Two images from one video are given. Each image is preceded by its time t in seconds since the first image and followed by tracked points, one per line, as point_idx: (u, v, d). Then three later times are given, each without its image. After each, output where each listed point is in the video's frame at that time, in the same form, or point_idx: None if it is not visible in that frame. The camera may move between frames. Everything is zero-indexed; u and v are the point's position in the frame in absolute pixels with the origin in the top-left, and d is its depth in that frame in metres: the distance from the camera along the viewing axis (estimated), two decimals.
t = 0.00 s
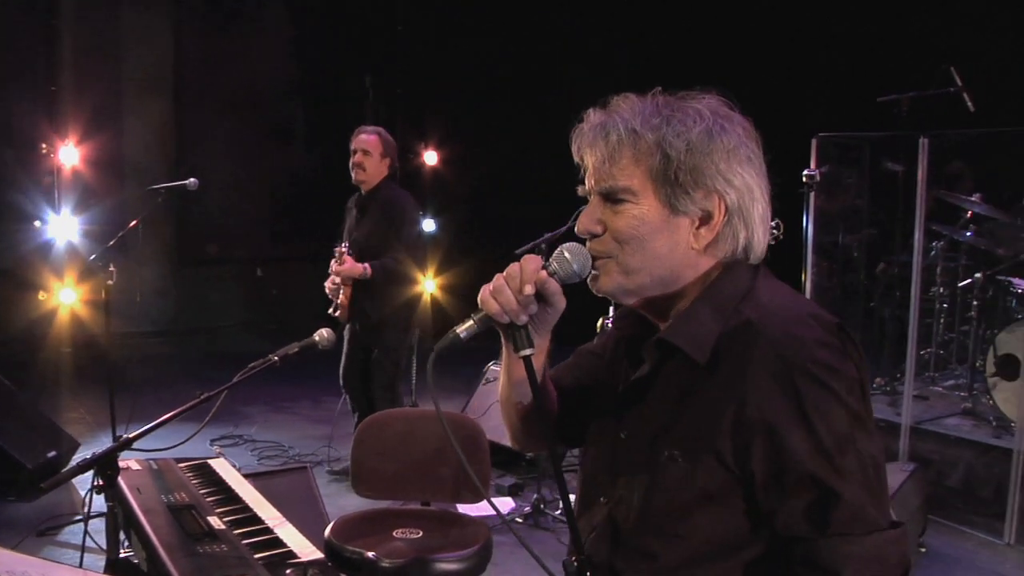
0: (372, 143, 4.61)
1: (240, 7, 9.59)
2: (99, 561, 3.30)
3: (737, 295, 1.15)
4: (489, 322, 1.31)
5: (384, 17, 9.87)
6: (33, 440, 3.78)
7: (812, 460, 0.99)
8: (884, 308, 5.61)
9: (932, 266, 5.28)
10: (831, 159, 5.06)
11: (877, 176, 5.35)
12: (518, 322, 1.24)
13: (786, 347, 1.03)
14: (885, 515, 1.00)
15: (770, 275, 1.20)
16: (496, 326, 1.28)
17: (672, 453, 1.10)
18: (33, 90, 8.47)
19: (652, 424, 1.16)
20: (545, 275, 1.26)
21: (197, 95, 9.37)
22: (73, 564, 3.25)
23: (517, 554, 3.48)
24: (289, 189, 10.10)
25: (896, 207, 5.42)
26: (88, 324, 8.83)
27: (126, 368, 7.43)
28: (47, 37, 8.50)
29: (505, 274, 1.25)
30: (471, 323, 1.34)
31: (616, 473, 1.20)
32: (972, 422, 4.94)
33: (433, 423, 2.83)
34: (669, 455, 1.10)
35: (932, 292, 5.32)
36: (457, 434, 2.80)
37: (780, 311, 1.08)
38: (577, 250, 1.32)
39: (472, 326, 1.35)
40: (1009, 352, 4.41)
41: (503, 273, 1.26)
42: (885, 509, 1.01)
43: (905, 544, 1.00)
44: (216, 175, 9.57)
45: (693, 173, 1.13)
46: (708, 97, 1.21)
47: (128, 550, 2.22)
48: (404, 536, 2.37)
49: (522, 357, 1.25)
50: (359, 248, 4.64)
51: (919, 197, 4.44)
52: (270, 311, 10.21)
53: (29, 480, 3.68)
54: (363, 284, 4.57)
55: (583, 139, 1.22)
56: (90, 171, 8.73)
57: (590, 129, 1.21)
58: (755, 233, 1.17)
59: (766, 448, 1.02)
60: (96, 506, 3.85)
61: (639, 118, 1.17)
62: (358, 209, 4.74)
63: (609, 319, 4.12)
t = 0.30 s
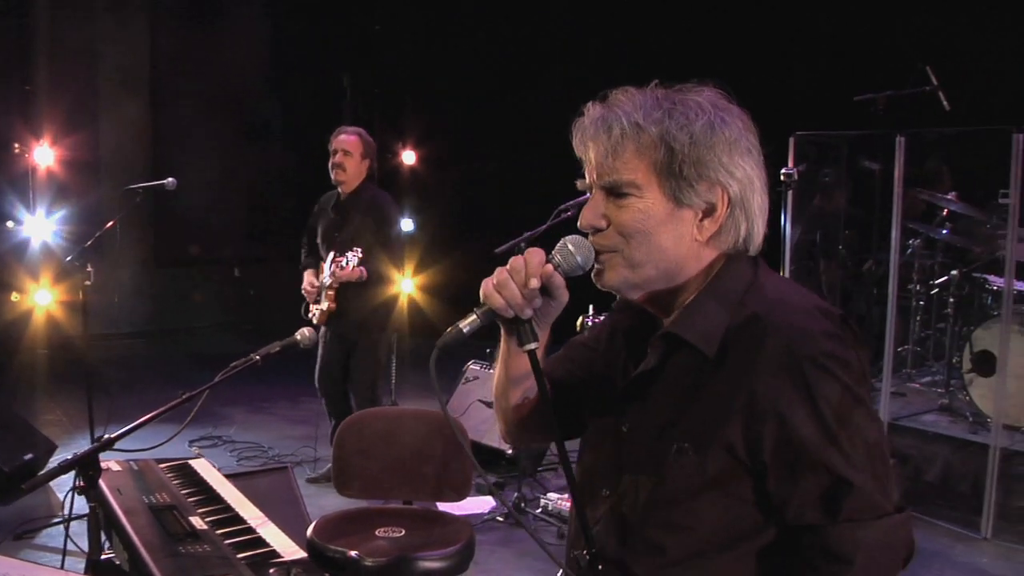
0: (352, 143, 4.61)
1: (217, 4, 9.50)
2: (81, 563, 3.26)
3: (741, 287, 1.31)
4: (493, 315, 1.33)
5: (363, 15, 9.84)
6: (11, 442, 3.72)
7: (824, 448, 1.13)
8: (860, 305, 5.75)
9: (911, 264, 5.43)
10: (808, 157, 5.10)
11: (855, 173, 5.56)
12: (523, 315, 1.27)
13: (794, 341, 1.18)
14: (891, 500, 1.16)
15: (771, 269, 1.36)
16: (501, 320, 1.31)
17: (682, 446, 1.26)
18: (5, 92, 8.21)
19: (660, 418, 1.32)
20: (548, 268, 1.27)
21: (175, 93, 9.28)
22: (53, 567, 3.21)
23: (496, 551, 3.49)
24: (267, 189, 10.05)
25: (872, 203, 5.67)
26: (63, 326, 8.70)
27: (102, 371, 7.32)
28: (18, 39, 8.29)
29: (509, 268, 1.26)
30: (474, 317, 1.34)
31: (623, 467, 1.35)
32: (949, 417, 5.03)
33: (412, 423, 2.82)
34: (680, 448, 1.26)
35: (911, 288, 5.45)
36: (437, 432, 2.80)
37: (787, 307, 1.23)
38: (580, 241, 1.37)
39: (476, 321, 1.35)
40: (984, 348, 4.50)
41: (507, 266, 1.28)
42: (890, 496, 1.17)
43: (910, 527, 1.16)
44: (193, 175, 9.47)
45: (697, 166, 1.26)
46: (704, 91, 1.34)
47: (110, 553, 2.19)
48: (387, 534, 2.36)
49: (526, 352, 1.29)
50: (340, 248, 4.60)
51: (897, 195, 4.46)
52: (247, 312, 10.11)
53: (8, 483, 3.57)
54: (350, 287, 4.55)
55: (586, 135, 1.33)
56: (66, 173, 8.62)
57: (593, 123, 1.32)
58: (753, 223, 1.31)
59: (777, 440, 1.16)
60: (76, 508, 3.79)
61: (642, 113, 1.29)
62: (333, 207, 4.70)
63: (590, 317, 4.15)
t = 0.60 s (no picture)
0: (329, 138, 4.54)
1: None
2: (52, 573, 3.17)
3: (738, 290, 1.33)
4: (489, 322, 1.33)
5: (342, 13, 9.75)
6: None
7: (829, 447, 1.17)
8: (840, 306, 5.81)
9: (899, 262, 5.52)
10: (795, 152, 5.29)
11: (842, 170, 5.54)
12: (521, 323, 1.28)
13: (798, 342, 1.22)
14: (890, 496, 1.21)
15: (764, 272, 1.38)
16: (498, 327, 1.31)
17: (685, 448, 1.29)
18: None
19: (659, 420, 1.35)
20: (545, 273, 1.27)
21: (149, 89, 9.14)
22: None
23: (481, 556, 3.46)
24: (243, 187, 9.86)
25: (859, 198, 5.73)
26: (31, 328, 8.50)
27: (72, 374, 7.16)
28: None
29: (506, 275, 1.26)
30: (471, 326, 1.34)
31: (623, 471, 1.39)
32: (937, 418, 4.95)
33: (396, 426, 2.78)
34: (684, 449, 1.29)
35: (897, 287, 5.55)
36: (421, 436, 2.76)
37: (788, 311, 1.27)
38: (576, 247, 1.36)
39: (472, 329, 1.34)
40: (974, 347, 4.58)
41: (502, 274, 1.28)
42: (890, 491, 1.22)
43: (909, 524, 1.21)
44: (165, 174, 9.30)
45: (692, 168, 1.25)
46: (696, 93, 1.34)
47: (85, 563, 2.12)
48: (370, 539, 2.31)
49: (524, 359, 1.30)
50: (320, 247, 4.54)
51: (885, 193, 4.47)
52: (221, 314, 9.96)
53: None
54: (329, 286, 4.50)
55: (580, 136, 1.32)
56: (33, 169, 8.44)
57: (587, 125, 1.31)
58: (747, 224, 1.32)
59: (780, 441, 1.20)
60: (48, 516, 3.69)
61: (636, 114, 1.28)
62: (309, 203, 4.65)
63: (574, 317, 4.16)
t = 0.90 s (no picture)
0: (300, 138, 4.49)
1: None
2: None
3: (731, 283, 1.34)
4: (482, 315, 1.34)
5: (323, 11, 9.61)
6: None
7: (823, 441, 1.17)
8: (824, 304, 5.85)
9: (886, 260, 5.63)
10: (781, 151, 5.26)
11: (830, 168, 5.64)
12: (514, 315, 1.29)
13: (792, 334, 1.22)
14: (884, 489, 1.21)
15: (757, 265, 1.38)
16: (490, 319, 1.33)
17: (680, 442, 1.29)
18: None
19: (653, 414, 1.34)
20: (541, 268, 1.29)
21: (123, 88, 9.01)
22: None
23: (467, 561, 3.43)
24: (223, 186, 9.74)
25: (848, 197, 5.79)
26: None
27: (44, 378, 7.00)
28: None
29: (500, 268, 1.28)
30: (463, 319, 1.33)
31: (616, 467, 1.38)
32: (926, 418, 4.95)
33: (383, 429, 2.75)
34: (678, 443, 1.29)
35: (884, 286, 5.62)
36: (408, 440, 2.73)
37: (781, 304, 1.27)
38: (570, 239, 1.34)
39: (465, 321, 1.33)
40: (963, 345, 4.67)
41: (496, 267, 1.30)
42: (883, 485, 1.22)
43: (901, 516, 1.21)
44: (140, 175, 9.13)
45: (684, 161, 1.25)
46: (687, 86, 1.33)
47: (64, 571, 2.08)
48: (355, 543, 2.27)
49: (518, 351, 1.32)
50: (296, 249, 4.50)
51: (873, 189, 4.49)
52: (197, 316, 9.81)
53: None
54: (303, 289, 4.46)
55: (572, 131, 1.31)
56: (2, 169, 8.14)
57: (580, 119, 1.30)
58: (738, 218, 1.31)
59: (775, 433, 1.20)
60: (21, 524, 3.59)
61: (628, 108, 1.27)
62: (282, 203, 4.58)
63: (559, 317, 4.17)
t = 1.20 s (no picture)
0: (270, 135, 4.41)
1: None
2: None
3: (728, 280, 1.33)
4: (479, 310, 1.31)
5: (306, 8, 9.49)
6: None
7: (819, 440, 1.17)
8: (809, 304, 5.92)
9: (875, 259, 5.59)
10: (766, 149, 5.28)
11: (817, 166, 5.57)
12: (509, 310, 1.27)
13: (787, 333, 1.21)
14: (881, 488, 1.21)
15: (753, 262, 1.37)
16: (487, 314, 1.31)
17: (676, 439, 1.28)
18: None
19: (648, 411, 1.34)
20: (532, 257, 1.25)
21: (95, 84, 8.87)
22: None
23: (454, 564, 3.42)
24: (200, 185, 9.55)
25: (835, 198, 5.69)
26: None
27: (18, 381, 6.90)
28: None
29: (495, 262, 1.25)
30: (459, 314, 1.31)
31: (610, 463, 1.38)
32: (915, 417, 5.07)
33: (370, 431, 2.73)
34: (673, 440, 1.28)
35: (874, 284, 5.63)
36: (395, 441, 2.71)
37: (778, 301, 1.26)
38: (565, 235, 1.36)
39: (461, 316, 1.32)
40: (952, 345, 4.70)
41: (490, 260, 1.27)
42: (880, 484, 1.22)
43: (897, 515, 1.21)
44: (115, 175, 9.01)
45: (681, 157, 1.24)
46: (686, 82, 1.33)
47: None
48: (342, 547, 2.26)
49: (513, 347, 1.31)
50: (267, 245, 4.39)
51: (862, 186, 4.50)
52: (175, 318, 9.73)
53: None
54: (273, 287, 4.34)
55: (570, 126, 1.30)
56: None
57: (577, 115, 1.30)
58: (736, 215, 1.31)
59: (770, 432, 1.20)
60: None
61: (626, 103, 1.27)
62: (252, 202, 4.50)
63: (546, 319, 4.15)
